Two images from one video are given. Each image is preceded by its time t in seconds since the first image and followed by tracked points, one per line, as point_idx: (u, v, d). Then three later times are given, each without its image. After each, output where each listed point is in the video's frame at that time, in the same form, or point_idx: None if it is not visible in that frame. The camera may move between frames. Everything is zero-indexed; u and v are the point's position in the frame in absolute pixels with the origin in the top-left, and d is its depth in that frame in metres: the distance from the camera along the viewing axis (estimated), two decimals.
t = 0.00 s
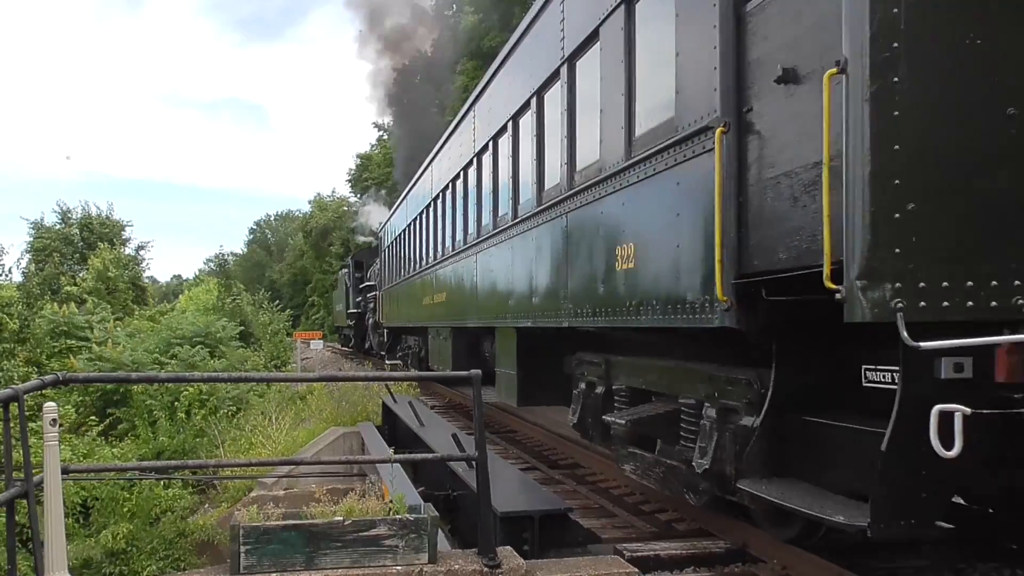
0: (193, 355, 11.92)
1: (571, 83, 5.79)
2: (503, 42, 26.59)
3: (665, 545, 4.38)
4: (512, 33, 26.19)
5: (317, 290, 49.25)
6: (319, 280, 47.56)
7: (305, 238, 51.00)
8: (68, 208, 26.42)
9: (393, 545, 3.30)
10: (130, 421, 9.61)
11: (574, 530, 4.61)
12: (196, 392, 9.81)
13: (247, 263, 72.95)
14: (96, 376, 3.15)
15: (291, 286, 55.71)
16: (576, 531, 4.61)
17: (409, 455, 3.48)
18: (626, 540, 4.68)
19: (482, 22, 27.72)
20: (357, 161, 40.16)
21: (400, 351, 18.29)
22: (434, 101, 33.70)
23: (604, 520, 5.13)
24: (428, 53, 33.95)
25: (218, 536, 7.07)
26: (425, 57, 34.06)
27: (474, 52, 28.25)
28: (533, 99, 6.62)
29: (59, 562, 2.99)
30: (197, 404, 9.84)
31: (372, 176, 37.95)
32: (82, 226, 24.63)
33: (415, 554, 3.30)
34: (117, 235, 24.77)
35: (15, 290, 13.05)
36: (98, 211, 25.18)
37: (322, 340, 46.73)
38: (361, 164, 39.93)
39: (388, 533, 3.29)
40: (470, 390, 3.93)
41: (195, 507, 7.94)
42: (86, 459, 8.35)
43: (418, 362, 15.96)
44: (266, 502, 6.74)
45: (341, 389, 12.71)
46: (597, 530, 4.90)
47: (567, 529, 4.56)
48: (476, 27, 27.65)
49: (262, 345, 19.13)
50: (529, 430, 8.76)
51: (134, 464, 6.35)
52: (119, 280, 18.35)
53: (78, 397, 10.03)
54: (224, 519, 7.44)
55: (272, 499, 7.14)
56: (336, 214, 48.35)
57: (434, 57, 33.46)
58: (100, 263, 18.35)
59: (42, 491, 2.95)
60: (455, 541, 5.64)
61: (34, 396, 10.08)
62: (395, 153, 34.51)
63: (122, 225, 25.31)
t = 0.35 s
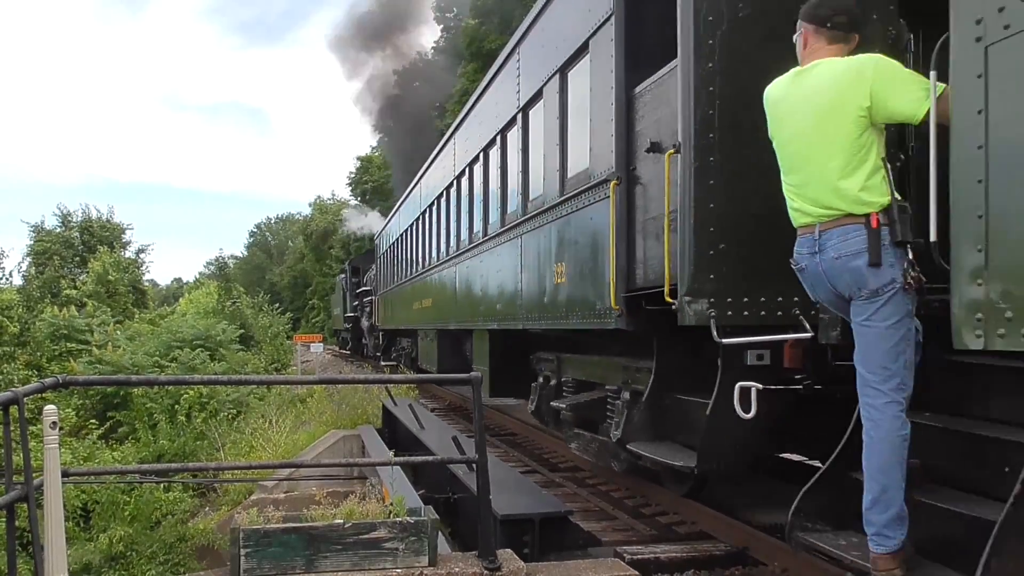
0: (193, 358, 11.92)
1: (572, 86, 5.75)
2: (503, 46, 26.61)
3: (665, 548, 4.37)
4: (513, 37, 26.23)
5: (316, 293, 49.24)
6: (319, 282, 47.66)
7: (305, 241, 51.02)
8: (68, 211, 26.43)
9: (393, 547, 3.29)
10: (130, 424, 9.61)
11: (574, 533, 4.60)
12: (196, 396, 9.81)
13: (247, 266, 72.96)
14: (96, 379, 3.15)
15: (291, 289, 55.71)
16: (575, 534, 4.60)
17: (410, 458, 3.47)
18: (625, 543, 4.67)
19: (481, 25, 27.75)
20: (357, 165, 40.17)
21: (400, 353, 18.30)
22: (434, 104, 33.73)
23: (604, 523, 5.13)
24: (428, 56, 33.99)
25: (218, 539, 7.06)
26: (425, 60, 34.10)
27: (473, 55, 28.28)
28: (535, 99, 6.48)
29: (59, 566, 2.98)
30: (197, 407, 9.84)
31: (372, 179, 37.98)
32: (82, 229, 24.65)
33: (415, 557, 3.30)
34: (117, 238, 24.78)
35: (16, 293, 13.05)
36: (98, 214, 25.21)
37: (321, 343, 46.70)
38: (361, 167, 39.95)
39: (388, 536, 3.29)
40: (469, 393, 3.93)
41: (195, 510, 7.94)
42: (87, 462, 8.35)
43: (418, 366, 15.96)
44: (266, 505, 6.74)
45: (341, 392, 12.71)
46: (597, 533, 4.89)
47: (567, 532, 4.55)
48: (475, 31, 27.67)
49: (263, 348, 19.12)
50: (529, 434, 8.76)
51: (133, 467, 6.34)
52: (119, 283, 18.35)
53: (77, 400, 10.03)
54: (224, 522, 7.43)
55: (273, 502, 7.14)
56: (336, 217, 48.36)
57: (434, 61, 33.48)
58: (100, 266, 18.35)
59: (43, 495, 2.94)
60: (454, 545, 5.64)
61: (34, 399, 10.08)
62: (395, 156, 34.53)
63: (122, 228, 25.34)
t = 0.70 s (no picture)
0: (193, 359, 11.93)
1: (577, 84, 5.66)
2: (501, 47, 26.62)
3: (665, 548, 4.37)
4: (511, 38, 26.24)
5: (315, 294, 49.27)
6: (319, 284, 47.67)
7: (304, 242, 51.06)
8: (67, 213, 26.46)
9: (393, 548, 3.29)
10: (129, 425, 9.62)
11: (574, 533, 4.60)
12: (195, 397, 9.83)
13: (246, 267, 72.98)
14: (95, 381, 3.15)
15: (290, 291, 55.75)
16: (575, 535, 4.60)
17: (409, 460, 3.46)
18: (624, 544, 4.66)
19: (481, 26, 27.77)
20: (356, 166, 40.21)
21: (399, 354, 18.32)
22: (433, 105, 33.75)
23: (603, 524, 5.12)
24: (427, 57, 34.02)
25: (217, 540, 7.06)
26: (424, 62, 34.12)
27: (472, 57, 28.32)
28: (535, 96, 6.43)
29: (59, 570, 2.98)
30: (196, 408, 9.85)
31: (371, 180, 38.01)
32: (81, 231, 24.69)
33: (414, 558, 3.30)
34: (115, 239, 24.81)
35: (15, 295, 13.06)
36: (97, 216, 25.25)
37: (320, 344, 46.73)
38: (360, 168, 39.98)
39: (387, 537, 3.29)
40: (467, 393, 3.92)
41: (194, 512, 7.94)
42: (86, 464, 8.36)
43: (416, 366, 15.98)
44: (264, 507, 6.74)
45: (341, 392, 12.73)
46: (597, 534, 4.89)
47: (566, 532, 4.55)
48: (474, 32, 27.69)
49: (263, 349, 19.13)
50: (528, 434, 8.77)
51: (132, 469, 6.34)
52: (118, 284, 18.36)
53: (76, 401, 10.05)
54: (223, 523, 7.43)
55: (272, 503, 7.15)
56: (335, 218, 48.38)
57: (433, 63, 33.52)
58: (99, 268, 18.37)
59: (42, 497, 2.94)
60: (454, 546, 5.64)
61: (33, 401, 10.09)
62: (394, 157, 34.56)
63: (121, 230, 25.38)
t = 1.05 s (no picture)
0: (193, 360, 11.93)
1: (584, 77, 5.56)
2: (502, 48, 26.64)
3: (666, 549, 4.37)
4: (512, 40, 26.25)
5: (316, 294, 49.28)
6: (319, 285, 47.70)
7: (305, 243, 51.09)
8: (68, 213, 26.46)
9: (393, 550, 3.28)
10: (130, 426, 9.62)
11: (574, 534, 4.59)
12: (196, 398, 9.84)
13: (247, 268, 73.05)
14: (94, 383, 3.13)
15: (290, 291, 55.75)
16: (575, 535, 4.58)
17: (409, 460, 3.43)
18: (625, 544, 4.66)
19: (482, 27, 27.78)
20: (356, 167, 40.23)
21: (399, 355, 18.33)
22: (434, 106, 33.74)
23: (603, 525, 5.12)
24: (428, 58, 34.05)
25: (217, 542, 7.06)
26: (425, 62, 34.16)
27: (473, 57, 28.32)
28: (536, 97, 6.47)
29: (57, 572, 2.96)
30: (197, 409, 9.86)
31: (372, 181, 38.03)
32: (82, 231, 24.69)
33: (415, 559, 3.29)
34: (116, 240, 24.82)
35: (16, 295, 13.05)
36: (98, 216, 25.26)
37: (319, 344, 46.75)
38: (361, 168, 40.00)
39: (387, 538, 3.28)
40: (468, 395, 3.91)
41: (195, 513, 7.94)
42: (87, 465, 8.36)
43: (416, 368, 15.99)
44: (264, 508, 6.73)
45: (341, 393, 12.74)
46: (598, 535, 4.89)
47: (567, 533, 4.54)
48: (476, 34, 27.72)
49: (264, 350, 19.14)
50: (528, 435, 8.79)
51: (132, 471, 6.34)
52: (119, 285, 18.36)
53: (77, 402, 10.05)
54: (223, 524, 7.43)
55: (272, 504, 7.14)
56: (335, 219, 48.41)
57: (434, 64, 33.52)
58: (100, 269, 18.37)
59: (41, 498, 2.92)
60: (454, 547, 5.64)
61: (34, 402, 10.09)
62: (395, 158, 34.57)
63: (122, 230, 25.40)
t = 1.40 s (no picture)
0: (191, 360, 11.92)
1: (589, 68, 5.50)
2: (500, 48, 26.65)
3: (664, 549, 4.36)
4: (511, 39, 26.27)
5: (314, 294, 49.25)
6: (316, 284, 47.73)
7: (303, 243, 51.06)
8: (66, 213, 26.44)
9: (391, 550, 3.28)
10: (127, 426, 9.62)
11: (573, 535, 4.58)
12: (193, 398, 9.84)
13: (245, 268, 73.00)
14: (91, 382, 3.12)
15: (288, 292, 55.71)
16: (572, 535, 4.57)
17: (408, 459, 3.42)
18: (623, 544, 4.65)
19: (479, 28, 27.77)
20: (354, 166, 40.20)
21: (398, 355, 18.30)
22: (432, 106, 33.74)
23: (601, 525, 5.12)
24: (427, 58, 34.07)
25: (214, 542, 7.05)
26: (423, 62, 34.17)
27: (471, 57, 28.29)
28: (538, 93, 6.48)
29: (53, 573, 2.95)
30: (194, 409, 9.85)
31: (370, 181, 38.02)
32: (80, 231, 24.67)
33: (412, 559, 3.29)
34: (114, 239, 24.80)
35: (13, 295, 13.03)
36: (96, 215, 25.23)
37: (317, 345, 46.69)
38: (359, 168, 39.99)
39: (385, 538, 3.27)
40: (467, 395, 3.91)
41: (192, 512, 7.94)
42: (85, 464, 8.35)
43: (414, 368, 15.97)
44: (262, 508, 6.72)
45: (338, 393, 12.73)
46: (596, 535, 4.88)
47: (565, 533, 4.54)
48: (474, 33, 27.76)
49: (262, 350, 19.11)
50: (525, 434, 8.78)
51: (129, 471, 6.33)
52: (116, 284, 18.34)
53: (74, 402, 10.05)
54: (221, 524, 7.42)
55: (269, 504, 7.14)
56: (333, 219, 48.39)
57: (432, 64, 33.50)
58: (98, 268, 18.36)
59: (37, 498, 2.91)
60: (451, 547, 5.64)
61: (31, 402, 10.09)
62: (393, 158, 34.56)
63: (120, 230, 25.38)
